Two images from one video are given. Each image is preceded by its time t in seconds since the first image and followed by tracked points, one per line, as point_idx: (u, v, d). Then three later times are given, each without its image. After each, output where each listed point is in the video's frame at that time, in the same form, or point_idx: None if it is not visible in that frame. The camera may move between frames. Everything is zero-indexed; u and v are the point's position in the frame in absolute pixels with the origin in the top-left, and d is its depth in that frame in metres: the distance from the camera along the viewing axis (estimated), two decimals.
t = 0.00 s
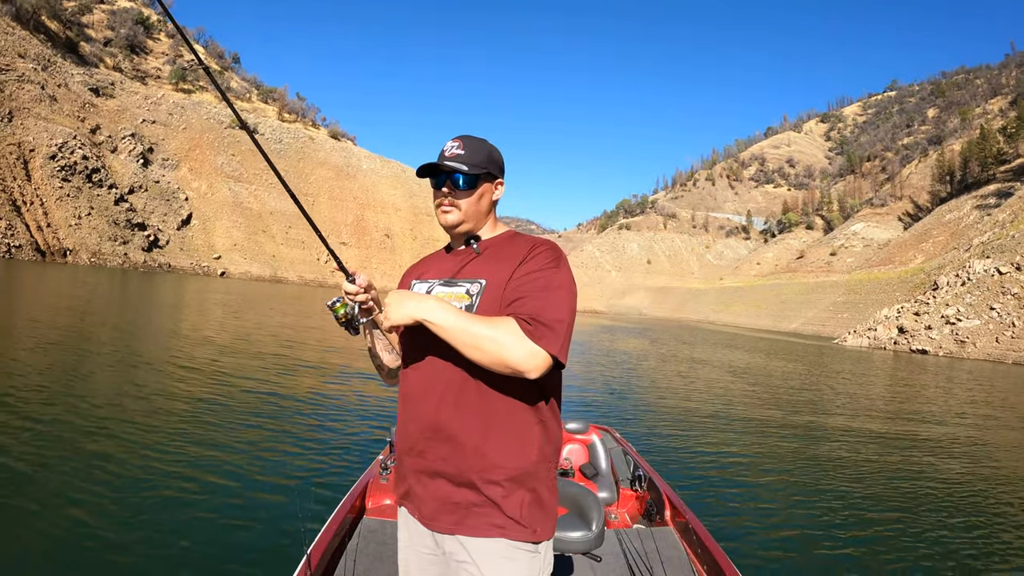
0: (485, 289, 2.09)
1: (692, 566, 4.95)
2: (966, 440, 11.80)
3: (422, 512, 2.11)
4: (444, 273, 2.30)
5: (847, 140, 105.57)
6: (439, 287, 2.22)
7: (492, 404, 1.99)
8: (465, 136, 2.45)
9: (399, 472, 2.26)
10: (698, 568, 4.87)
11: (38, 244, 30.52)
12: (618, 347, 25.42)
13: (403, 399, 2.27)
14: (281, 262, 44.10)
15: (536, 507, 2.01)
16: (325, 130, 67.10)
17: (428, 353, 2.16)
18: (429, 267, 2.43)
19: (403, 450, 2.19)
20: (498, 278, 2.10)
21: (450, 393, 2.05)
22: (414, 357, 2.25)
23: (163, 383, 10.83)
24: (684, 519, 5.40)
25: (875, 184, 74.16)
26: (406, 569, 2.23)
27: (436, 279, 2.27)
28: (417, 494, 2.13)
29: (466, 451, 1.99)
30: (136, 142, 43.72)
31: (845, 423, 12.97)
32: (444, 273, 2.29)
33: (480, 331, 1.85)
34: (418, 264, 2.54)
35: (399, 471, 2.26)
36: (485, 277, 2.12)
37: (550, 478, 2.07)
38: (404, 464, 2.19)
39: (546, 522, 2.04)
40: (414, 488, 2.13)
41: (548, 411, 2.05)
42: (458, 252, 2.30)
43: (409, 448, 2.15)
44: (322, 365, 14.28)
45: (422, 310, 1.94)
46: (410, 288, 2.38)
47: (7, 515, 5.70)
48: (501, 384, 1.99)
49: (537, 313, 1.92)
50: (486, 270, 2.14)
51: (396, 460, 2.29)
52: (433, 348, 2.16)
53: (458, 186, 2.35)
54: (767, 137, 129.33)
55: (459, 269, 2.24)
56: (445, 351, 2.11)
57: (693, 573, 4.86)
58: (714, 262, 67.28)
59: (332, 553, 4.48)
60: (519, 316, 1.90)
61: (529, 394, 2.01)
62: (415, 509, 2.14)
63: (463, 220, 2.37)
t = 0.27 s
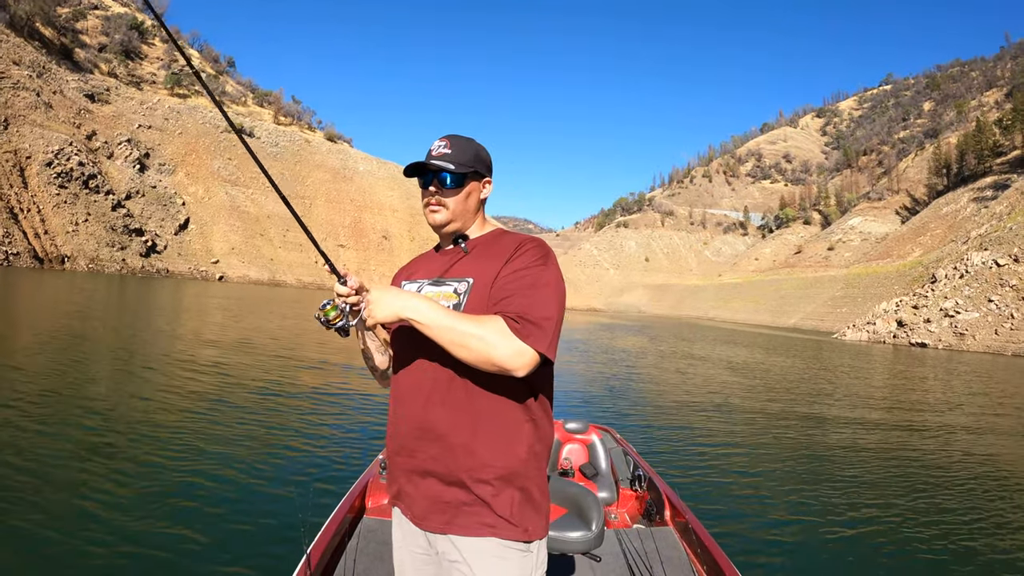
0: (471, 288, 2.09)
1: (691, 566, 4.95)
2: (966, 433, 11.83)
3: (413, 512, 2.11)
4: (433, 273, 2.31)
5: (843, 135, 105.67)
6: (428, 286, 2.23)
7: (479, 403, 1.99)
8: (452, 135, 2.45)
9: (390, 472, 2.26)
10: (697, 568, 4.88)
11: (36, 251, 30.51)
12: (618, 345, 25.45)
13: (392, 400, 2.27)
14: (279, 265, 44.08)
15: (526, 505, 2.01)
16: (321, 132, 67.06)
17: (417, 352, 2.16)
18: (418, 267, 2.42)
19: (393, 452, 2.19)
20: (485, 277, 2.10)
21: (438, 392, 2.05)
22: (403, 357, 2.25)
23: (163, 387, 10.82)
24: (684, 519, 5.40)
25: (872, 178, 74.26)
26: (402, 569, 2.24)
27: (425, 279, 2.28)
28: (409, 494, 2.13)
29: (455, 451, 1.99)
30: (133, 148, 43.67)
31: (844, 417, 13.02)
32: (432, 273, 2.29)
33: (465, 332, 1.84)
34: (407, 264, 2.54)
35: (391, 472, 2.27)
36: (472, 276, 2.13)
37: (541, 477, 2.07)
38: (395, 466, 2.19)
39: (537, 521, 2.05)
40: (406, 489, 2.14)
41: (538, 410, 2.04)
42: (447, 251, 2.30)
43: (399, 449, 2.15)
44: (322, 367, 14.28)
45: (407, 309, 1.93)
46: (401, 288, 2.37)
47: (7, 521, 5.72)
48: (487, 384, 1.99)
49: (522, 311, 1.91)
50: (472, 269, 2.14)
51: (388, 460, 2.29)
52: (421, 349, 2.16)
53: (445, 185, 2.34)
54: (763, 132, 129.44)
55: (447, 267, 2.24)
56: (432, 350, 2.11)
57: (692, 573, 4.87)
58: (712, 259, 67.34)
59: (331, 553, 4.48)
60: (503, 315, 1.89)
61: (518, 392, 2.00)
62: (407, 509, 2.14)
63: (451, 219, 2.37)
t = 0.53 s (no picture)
0: (462, 291, 2.09)
1: (692, 565, 4.95)
2: (965, 424, 11.86)
3: (412, 511, 2.11)
4: (426, 272, 2.31)
5: (839, 128, 105.73)
6: (419, 288, 2.23)
7: (473, 403, 1.99)
8: (443, 134, 2.45)
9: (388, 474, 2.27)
10: (698, 567, 4.87)
11: (34, 260, 30.52)
12: (617, 342, 25.48)
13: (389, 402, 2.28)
14: (277, 269, 44.05)
15: (523, 504, 2.01)
16: (317, 135, 67.03)
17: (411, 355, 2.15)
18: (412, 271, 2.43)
19: (391, 454, 2.19)
20: (476, 279, 2.10)
21: (431, 395, 2.05)
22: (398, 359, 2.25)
23: (164, 393, 10.82)
24: (684, 517, 5.40)
25: (868, 170, 74.33)
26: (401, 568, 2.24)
27: (418, 280, 2.27)
28: (407, 497, 2.13)
29: (451, 451, 1.99)
30: (128, 155, 43.68)
31: (844, 410, 13.06)
32: (424, 274, 2.30)
33: (454, 341, 1.84)
34: (401, 267, 2.54)
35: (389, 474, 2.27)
36: (464, 275, 2.12)
37: (538, 476, 2.07)
38: (393, 468, 2.19)
39: (534, 519, 2.05)
40: (404, 491, 2.14)
41: (534, 407, 2.04)
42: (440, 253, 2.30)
43: (396, 451, 2.15)
44: (321, 370, 14.28)
45: (394, 320, 1.92)
46: (396, 289, 2.38)
47: (6, 528, 5.72)
48: (482, 384, 1.99)
49: (514, 312, 1.91)
50: (464, 269, 2.14)
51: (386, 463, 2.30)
52: (415, 354, 2.15)
53: (438, 185, 2.34)
54: (759, 127, 129.48)
55: (439, 269, 2.24)
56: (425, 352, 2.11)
57: (693, 572, 4.87)
58: (710, 254, 67.40)
59: (332, 553, 4.47)
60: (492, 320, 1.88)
61: (513, 391, 2.00)
62: (405, 510, 2.15)
63: (444, 218, 2.36)
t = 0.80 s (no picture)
0: (475, 290, 2.08)
1: (693, 565, 4.94)
2: (963, 422, 11.91)
3: (419, 514, 2.11)
4: (433, 272, 2.29)
5: (837, 128, 105.82)
6: (427, 288, 2.21)
7: (482, 402, 1.99)
8: (455, 136, 2.45)
9: (393, 475, 2.27)
10: (699, 567, 4.87)
11: (32, 262, 30.45)
12: (615, 342, 25.49)
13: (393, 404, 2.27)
14: (276, 270, 44.00)
15: (532, 504, 2.01)
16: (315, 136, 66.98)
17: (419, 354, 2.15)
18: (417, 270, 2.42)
19: (397, 455, 2.19)
20: (488, 277, 2.09)
21: (440, 395, 2.05)
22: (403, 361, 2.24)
23: (162, 395, 10.79)
24: (685, 518, 5.39)
25: (866, 170, 74.43)
26: (408, 570, 2.23)
27: (426, 279, 2.26)
28: (415, 498, 2.12)
29: (461, 452, 1.99)
30: (126, 156, 43.61)
31: (844, 409, 13.07)
32: (433, 274, 2.28)
33: (480, 334, 1.85)
34: (406, 266, 2.53)
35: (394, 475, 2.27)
36: (475, 275, 2.10)
37: (546, 476, 2.07)
38: (399, 470, 2.19)
39: (544, 519, 2.05)
40: (411, 493, 2.13)
41: (542, 407, 2.05)
42: (448, 252, 2.29)
43: (404, 453, 2.15)
44: (320, 371, 14.28)
45: (420, 314, 1.93)
46: (401, 290, 2.36)
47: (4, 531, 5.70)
48: (492, 383, 1.99)
49: (534, 310, 1.93)
50: (475, 268, 2.13)
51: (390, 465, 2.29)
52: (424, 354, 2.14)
53: (450, 184, 2.34)
54: (757, 127, 129.61)
55: (448, 268, 2.23)
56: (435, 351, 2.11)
57: (694, 572, 4.87)
58: (708, 254, 67.44)
59: (333, 554, 4.47)
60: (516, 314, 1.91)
61: (523, 390, 2.00)
62: (412, 512, 2.14)
63: (454, 219, 2.35)
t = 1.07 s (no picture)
0: (530, 296, 2.10)
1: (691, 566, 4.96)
2: (958, 428, 12.00)
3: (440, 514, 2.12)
4: (470, 272, 2.28)
5: (837, 134, 105.95)
6: (465, 287, 2.20)
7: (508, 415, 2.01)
8: (493, 137, 2.49)
9: (407, 477, 2.27)
10: (698, 568, 4.88)
11: (30, 253, 30.38)
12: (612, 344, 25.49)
13: (411, 409, 2.27)
14: (274, 266, 43.92)
15: (559, 507, 2.03)
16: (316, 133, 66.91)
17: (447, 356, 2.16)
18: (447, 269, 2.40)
19: (416, 460, 2.18)
20: (539, 282, 2.11)
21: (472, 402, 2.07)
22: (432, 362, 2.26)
23: (161, 390, 10.77)
24: (684, 518, 5.41)
25: (865, 177, 74.54)
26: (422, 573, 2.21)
27: (464, 278, 2.24)
28: (440, 501, 2.10)
29: (492, 455, 2.00)
30: (127, 149, 43.52)
31: (841, 415, 13.11)
32: (471, 273, 2.27)
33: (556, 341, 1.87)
34: (434, 261, 2.51)
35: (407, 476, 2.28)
36: (523, 281, 2.12)
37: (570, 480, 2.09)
38: (418, 476, 2.18)
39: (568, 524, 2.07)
40: (431, 494, 2.15)
41: (571, 413, 2.08)
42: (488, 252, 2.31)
43: (426, 457, 2.14)
44: (319, 368, 14.29)
45: (507, 334, 1.86)
46: (430, 286, 2.31)
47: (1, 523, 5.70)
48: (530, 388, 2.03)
49: (598, 329, 1.99)
50: (522, 273, 2.14)
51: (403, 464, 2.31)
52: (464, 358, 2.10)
53: (496, 185, 2.36)
54: (757, 132, 129.76)
55: (490, 269, 2.23)
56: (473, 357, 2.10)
57: (693, 572, 4.88)
58: (707, 258, 67.51)
59: (332, 554, 4.48)
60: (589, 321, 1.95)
61: (555, 395, 2.04)
62: (431, 514, 2.14)
63: (495, 220, 2.36)
